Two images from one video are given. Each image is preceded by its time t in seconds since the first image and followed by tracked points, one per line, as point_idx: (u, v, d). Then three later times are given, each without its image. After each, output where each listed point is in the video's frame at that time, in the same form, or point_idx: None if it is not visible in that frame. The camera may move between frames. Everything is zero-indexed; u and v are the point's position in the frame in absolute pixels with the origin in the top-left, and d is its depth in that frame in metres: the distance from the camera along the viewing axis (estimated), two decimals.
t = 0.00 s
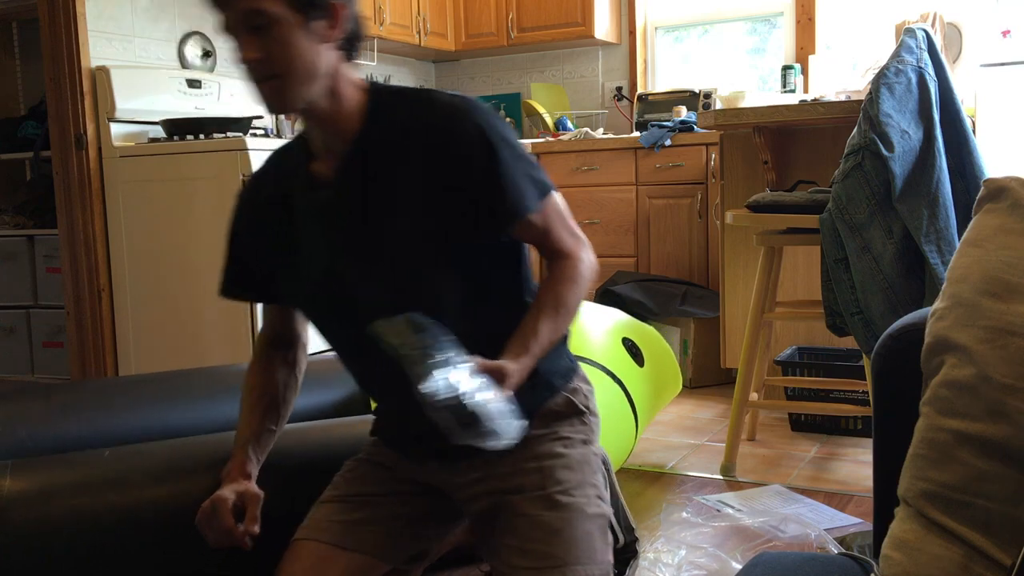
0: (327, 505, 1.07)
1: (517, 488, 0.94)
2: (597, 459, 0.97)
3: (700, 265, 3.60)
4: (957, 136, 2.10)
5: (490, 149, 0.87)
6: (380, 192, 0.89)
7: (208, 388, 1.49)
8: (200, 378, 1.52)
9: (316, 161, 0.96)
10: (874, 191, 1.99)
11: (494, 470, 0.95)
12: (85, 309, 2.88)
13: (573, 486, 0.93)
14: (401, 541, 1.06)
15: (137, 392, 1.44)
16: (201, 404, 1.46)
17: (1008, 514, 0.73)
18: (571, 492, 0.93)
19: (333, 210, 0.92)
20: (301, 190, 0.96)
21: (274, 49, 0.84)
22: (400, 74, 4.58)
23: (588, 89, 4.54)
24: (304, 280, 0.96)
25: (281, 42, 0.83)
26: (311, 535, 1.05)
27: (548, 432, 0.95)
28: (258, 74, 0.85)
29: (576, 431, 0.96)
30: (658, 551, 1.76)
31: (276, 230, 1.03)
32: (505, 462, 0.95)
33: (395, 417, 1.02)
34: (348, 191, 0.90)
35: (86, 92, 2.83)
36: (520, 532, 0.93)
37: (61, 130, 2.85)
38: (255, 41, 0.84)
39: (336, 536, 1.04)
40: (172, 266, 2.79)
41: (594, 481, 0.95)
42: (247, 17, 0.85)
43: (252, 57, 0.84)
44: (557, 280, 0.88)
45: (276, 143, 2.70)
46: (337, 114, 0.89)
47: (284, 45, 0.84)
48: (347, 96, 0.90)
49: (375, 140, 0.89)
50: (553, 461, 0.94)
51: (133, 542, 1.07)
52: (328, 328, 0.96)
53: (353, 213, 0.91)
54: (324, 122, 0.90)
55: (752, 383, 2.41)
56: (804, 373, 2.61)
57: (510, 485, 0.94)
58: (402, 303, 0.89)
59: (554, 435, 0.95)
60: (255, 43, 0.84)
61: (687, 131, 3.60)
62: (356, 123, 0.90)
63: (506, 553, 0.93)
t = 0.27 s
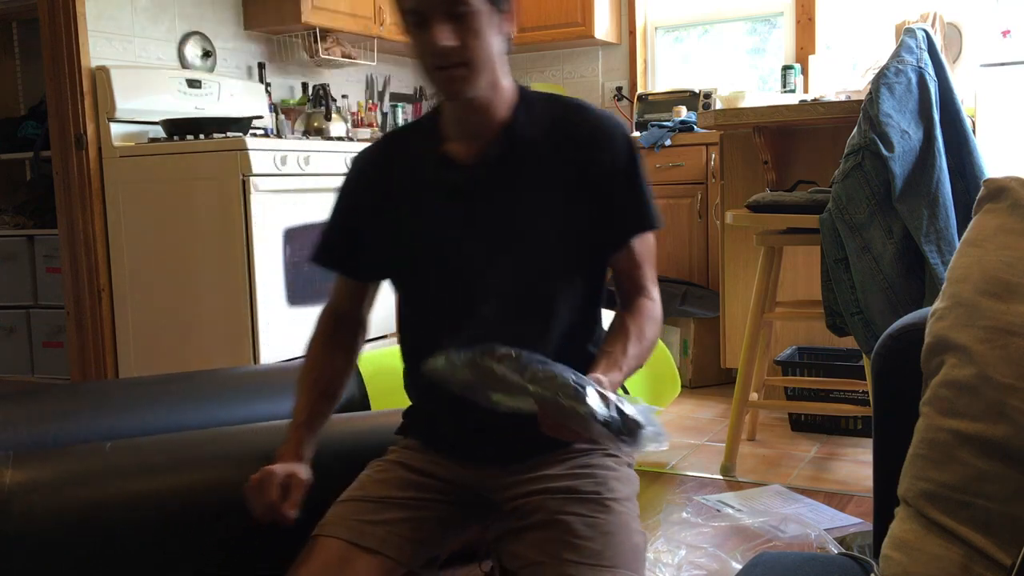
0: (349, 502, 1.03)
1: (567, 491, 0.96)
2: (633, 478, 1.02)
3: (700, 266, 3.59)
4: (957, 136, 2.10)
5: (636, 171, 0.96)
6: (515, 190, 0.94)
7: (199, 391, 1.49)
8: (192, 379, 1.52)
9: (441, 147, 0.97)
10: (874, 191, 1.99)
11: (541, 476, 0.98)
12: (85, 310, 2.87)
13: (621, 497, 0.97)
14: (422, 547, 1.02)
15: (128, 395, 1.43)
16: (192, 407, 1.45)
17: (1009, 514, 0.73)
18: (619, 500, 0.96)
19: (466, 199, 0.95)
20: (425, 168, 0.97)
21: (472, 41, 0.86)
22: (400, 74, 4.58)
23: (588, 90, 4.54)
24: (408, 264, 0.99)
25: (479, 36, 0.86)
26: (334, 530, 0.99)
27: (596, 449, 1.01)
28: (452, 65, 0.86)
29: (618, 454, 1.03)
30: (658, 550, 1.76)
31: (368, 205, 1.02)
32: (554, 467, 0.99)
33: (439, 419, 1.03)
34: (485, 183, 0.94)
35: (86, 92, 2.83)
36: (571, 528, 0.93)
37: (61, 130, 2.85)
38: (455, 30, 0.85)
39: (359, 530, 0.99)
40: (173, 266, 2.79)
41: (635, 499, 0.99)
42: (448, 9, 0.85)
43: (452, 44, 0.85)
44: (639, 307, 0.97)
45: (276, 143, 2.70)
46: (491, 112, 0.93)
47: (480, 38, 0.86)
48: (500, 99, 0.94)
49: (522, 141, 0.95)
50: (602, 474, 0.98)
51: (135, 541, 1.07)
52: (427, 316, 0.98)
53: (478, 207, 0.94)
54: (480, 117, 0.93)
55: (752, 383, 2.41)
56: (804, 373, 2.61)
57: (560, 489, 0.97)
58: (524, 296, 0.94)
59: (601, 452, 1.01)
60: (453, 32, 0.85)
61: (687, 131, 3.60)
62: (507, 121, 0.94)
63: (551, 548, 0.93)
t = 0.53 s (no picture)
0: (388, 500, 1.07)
1: (592, 493, 1.04)
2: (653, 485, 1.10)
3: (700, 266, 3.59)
4: (957, 136, 2.10)
5: (705, 180, 1.11)
6: (590, 183, 1.10)
7: (200, 390, 1.49)
8: (191, 379, 1.52)
9: (530, 135, 1.14)
10: (874, 191, 1.99)
11: (566, 478, 1.07)
12: (85, 310, 2.87)
13: (641, 504, 1.05)
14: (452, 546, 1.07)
15: (129, 396, 1.43)
16: (193, 407, 1.45)
17: (1009, 514, 0.73)
18: (639, 507, 1.04)
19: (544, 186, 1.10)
20: (512, 152, 1.13)
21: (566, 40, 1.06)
22: (401, 74, 4.58)
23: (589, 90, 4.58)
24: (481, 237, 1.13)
25: (572, 37, 1.06)
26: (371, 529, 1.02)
27: (621, 456, 1.10)
28: (547, 61, 1.06)
29: (642, 464, 1.11)
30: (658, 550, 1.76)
31: (454, 179, 1.17)
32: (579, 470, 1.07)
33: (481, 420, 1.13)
34: (565, 173, 1.10)
35: (86, 92, 2.83)
36: (592, 528, 1.00)
37: (61, 129, 2.84)
38: (552, 29, 1.05)
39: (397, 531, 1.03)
40: (173, 266, 2.79)
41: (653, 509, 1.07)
42: (548, 12, 1.06)
43: (548, 41, 1.05)
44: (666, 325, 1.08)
45: (276, 142, 2.70)
46: (576, 106, 1.12)
47: (573, 39, 1.06)
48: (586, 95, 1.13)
49: (605, 139, 1.11)
50: (626, 480, 1.06)
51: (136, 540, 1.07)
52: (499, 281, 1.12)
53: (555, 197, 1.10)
54: (565, 109, 1.11)
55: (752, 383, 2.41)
56: (804, 373, 2.61)
57: (586, 491, 1.04)
58: (589, 267, 1.08)
59: (625, 459, 1.09)
60: (551, 31, 1.05)
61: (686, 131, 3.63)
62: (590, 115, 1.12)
63: (571, 544, 0.99)
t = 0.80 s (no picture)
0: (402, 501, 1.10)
1: (603, 495, 1.03)
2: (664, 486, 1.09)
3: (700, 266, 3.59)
4: (957, 136, 2.10)
5: (716, 160, 1.05)
6: (595, 178, 1.08)
7: (200, 390, 1.49)
8: (192, 379, 1.52)
9: (532, 134, 1.14)
10: (874, 192, 1.99)
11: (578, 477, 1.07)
12: (84, 310, 2.87)
13: (652, 508, 1.04)
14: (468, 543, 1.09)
15: (129, 395, 1.44)
16: (194, 407, 1.45)
17: (1010, 514, 0.73)
18: (650, 510, 1.04)
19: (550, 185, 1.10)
20: (516, 154, 1.13)
21: (538, 34, 1.02)
22: (400, 74, 4.58)
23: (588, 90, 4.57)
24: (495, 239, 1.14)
25: (544, 30, 1.02)
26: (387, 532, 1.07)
27: (636, 457, 1.09)
28: (521, 61, 1.03)
29: (654, 467, 1.10)
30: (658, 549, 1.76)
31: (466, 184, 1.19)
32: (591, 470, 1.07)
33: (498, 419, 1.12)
34: (570, 169, 1.09)
35: (87, 92, 2.83)
36: (601, 531, 1.00)
37: (61, 129, 2.84)
38: (520, 29, 1.02)
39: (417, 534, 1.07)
40: (173, 266, 2.79)
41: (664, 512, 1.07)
42: (514, 9, 1.02)
43: (516, 42, 1.02)
44: (683, 326, 1.04)
45: (276, 143, 2.70)
46: (571, 98, 1.11)
47: (544, 32, 1.02)
48: (580, 84, 1.11)
49: (607, 130, 1.09)
50: (638, 482, 1.05)
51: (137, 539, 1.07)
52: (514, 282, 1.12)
53: (561, 196, 1.09)
54: (560, 103, 1.10)
55: (752, 383, 2.41)
56: (804, 373, 2.61)
57: (598, 492, 1.04)
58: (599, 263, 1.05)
59: (639, 461, 1.08)
60: (519, 30, 1.02)
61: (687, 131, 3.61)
62: (589, 104, 1.11)
63: (580, 545, 1.00)
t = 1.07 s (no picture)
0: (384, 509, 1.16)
1: (580, 495, 1.06)
2: (655, 475, 1.11)
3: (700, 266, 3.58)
4: (957, 136, 2.10)
5: (688, 122, 1.04)
6: (563, 150, 1.08)
7: (200, 390, 1.49)
8: (192, 379, 1.52)
9: (497, 107, 1.14)
10: (874, 192, 1.99)
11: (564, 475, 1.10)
12: (84, 310, 2.87)
13: (633, 499, 1.06)
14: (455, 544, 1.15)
15: (129, 396, 1.44)
16: (194, 408, 1.46)
17: (1010, 514, 0.73)
18: (630, 504, 1.06)
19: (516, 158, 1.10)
20: (481, 127, 1.14)
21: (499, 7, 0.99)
22: (400, 74, 4.58)
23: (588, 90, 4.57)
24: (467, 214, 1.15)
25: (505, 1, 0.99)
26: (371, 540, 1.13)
27: (616, 448, 1.11)
28: (482, 35, 1.00)
29: (639, 452, 1.12)
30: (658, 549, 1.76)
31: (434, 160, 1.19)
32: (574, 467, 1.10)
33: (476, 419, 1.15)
34: (537, 141, 1.09)
35: (87, 92, 2.83)
36: (582, 531, 1.03)
37: (61, 129, 2.84)
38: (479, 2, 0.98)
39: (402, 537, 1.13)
40: (173, 266, 2.79)
41: (649, 501, 1.08)
42: None
43: (474, 16, 0.99)
44: (691, 292, 1.03)
45: (276, 143, 2.70)
46: (533, 68, 1.10)
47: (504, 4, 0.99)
48: (540, 53, 1.10)
49: (572, 99, 1.09)
50: (618, 475, 1.07)
51: (137, 540, 1.08)
52: (487, 255, 1.13)
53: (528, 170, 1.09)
54: (522, 74, 1.10)
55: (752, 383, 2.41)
56: (804, 373, 2.61)
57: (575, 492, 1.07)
58: (573, 233, 1.07)
59: (620, 452, 1.10)
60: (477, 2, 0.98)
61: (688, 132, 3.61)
62: (550, 73, 1.10)
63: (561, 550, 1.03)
